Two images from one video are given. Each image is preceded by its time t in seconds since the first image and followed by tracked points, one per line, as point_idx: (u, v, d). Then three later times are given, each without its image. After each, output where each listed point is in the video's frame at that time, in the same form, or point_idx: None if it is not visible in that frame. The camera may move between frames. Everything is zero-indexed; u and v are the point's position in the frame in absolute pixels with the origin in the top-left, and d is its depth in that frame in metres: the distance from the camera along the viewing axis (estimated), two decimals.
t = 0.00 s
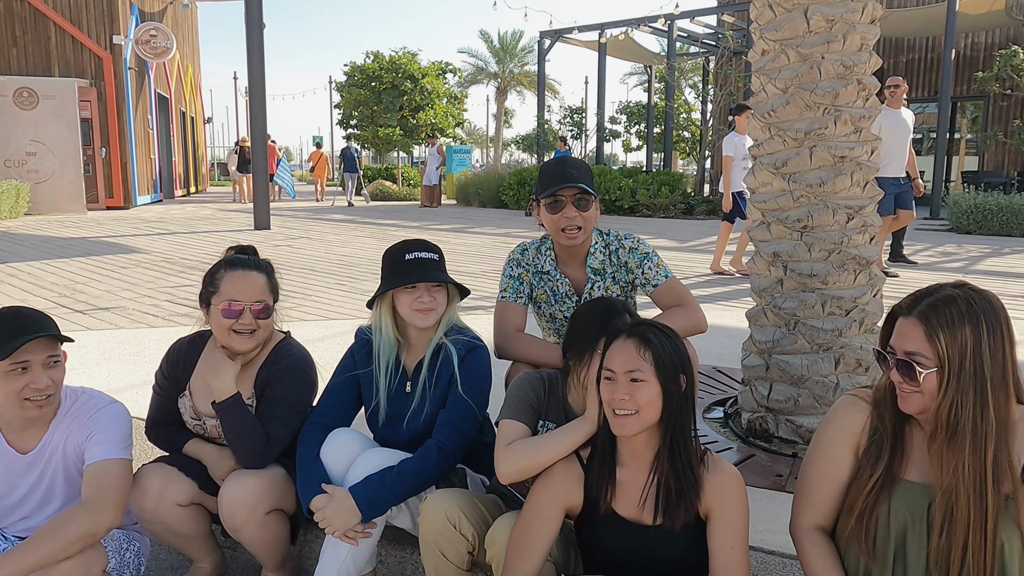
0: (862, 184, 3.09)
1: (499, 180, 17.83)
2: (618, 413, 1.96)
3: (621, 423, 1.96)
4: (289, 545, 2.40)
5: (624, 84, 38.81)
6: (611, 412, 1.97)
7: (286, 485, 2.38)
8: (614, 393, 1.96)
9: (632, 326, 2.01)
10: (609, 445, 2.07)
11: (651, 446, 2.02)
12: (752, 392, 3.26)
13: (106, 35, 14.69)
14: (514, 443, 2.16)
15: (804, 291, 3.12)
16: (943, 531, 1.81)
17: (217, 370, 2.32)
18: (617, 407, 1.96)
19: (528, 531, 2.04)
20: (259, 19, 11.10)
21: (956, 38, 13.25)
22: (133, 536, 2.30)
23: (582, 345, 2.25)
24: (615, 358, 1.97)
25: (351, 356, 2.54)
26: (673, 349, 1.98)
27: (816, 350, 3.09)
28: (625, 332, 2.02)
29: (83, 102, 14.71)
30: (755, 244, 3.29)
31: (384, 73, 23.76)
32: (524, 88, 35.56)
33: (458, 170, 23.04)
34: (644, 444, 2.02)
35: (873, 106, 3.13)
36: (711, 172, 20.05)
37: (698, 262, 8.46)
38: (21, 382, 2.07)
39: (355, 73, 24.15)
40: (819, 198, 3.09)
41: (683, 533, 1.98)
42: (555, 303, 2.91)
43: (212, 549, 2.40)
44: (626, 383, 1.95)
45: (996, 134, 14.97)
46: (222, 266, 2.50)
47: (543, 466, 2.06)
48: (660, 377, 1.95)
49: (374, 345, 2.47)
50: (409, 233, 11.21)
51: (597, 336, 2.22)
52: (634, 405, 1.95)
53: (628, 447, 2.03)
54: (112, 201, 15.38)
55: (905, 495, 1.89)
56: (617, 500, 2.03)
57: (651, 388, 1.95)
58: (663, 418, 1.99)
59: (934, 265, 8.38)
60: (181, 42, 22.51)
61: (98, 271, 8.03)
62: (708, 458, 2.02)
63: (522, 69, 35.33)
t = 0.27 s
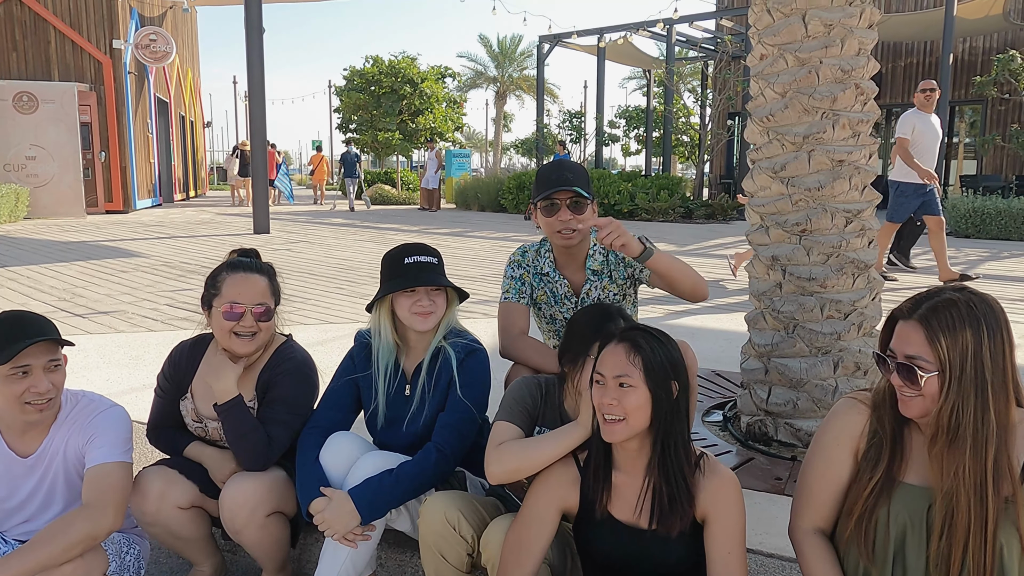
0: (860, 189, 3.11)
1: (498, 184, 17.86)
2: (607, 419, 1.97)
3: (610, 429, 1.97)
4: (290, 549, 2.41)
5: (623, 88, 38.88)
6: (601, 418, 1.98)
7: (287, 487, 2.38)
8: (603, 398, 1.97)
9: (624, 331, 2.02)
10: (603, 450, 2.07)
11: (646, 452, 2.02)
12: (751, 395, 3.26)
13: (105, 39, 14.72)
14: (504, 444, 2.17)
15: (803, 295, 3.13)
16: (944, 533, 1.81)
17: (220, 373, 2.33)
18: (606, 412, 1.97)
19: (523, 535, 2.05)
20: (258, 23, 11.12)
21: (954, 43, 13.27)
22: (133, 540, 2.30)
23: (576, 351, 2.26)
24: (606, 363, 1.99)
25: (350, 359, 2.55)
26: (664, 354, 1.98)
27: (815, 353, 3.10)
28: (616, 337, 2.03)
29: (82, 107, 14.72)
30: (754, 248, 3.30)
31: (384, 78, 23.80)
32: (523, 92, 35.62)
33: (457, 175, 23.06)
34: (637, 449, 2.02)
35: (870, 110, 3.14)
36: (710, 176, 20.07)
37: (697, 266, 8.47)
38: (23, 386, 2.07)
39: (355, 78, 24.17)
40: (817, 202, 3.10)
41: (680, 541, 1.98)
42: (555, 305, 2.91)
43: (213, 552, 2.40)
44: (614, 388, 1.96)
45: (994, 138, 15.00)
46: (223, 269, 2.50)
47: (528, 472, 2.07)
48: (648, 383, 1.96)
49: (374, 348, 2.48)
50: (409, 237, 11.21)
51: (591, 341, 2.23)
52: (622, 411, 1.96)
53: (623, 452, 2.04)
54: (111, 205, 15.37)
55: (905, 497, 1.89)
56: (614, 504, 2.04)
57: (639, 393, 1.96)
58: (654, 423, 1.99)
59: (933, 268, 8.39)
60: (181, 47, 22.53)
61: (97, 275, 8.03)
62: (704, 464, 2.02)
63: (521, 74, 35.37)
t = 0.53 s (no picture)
0: (857, 194, 3.12)
1: (497, 190, 17.87)
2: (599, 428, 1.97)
3: (601, 439, 1.98)
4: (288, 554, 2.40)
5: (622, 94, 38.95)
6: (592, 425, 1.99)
7: (286, 491, 2.38)
8: (594, 404, 1.99)
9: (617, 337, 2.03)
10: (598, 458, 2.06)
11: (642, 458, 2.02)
12: (749, 401, 3.27)
13: (105, 44, 14.76)
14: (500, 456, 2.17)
15: (800, 300, 3.13)
16: (941, 541, 1.83)
17: (218, 379, 2.33)
18: (597, 419, 1.98)
19: (520, 541, 2.05)
20: (258, 30, 11.15)
21: (951, 49, 13.31)
22: (131, 545, 2.30)
23: (565, 358, 2.26)
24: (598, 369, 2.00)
25: (348, 365, 2.56)
26: (656, 362, 1.97)
27: (813, 359, 3.10)
28: (610, 344, 2.04)
29: (82, 112, 14.75)
30: (751, 253, 3.30)
31: (383, 83, 23.85)
32: (523, 98, 35.70)
33: (457, 180, 23.09)
34: (632, 457, 2.02)
35: (867, 116, 3.16)
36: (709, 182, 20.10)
37: (696, 272, 8.47)
38: (21, 391, 2.07)
39: (354, 84, 24.22)
40: (814, 207, 3.10)
41: (678, 550, 1.98)
42: (553, 306, 2.92)
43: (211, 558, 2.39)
44: (605, 394, 1.97)
45: (992, 144, 15.03)
46: (223, 273, 2.51)
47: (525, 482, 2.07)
48: (638, 391, 1.95)
49: (372, 354, 2.48)
50: (408, 243, 11.22)
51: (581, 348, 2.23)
52: (613, 420, 1.96)
53: (619, 460, 2.03)
54: (111, 211, 15.37)
55: (902, 504, 1.90)
56: (611, 512, 2.03)
57: (628, 400, 1.95)
58: (644, 431, 1.98)
59: (932, 274, 8.40)
60: (181, 52, 22.59)
61: (96, 280, 8.04)
62: (701, 473, 2.01)
63: (520, 80, 35.45)
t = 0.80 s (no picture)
0: (855, 202, 3.12)
1: (496, 196, 17.90)
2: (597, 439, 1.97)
3: (599, 450, 1.98)
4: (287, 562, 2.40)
5: (621, 101, 39.06)
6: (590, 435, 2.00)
7: (284, 500, 2.38)
8: (592, 414, 1.99)
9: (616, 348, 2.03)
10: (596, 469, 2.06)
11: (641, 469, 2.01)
12: (748, 408, 3.27)
13: (106, 52, 14.80)
14: (495, 456, 2.18)
15: (799, 307, 3.14)
16: (941, 554, 1.82)
17: (217, 387, 2.33)
18: (595, 430, 1.99)
19: (519, 549, 2.05)
20: (258, 37, 11.19)
21: (949, 57, 13.33)
22: (129, 553, 2.29)
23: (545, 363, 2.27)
24: (599, 380, 2.00)
25: (347, 373, 2.55)
26: (656, 372, 1.97)
27: (812, 366, 3.10)
28: (609, 355, 2.04)
29: (82, 119, 14.77)
30: (749, 261, 3.31)
31: (383, 91, 23.90)
32: (522, 105, 35.77)
33: (456, 187, 23.12)
34: (631, 468, 2.01)
35: (865, 125, 3.17)
36: (708, 189, 20.13)
37: (695, 279, 8.48)
38: (20, 400, 2.07)
39: (354, 91, 24.27)
40: (813, 215, 3.11)
41: (678, 562, 1.98)
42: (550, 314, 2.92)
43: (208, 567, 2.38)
44: (604, 405, 1.97)
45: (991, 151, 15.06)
46: (221, 280, 2.51)
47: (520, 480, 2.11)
48: (637, 404, 1.95)
49: (370, 361, 2.48)
50: (408, 250, 11.23)
51: (561, 352, 2.23)
52: (611, 431, 1.96)
53: (618, 471, 2.02)
54: (111, 218, 15.37)
55: (901, 515, 1.90)
56: (611, 522, 2.03)
57: (626, 413, 1.95)
58: (643, 443, 1.97)
59: (931, 281, 8.41)
60: (181, 60, 22.65)
61: (96, 287, 8.04)
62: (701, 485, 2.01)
63: (520, 87, 35.54)
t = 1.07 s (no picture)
0: (854, 211, 3.13)
1: (496, 202, 17.91)
2: (608, 444, 1.98)
3: (609, 454, 1.98)
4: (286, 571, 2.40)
5: (621, 107, 39.15)
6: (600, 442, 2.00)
7: (284, 510, 2.37)
8: (606, 422, 1.99)
9: (628, 357, 2.04)
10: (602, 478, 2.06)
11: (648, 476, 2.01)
12: (748, 416, 3.27)
13: (107, 58, 14.83)
14: (472, 459, 2.20)
15: (799, 316, 3.13)
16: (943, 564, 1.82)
17: (215, 396, 2.32)
18: (607, 437, 1.99)
19: (520, 552, 2.06)
20: (259, 44, 11.21)
21: (948, 63, 13.35)
22: (128, 563, 2.29)
23: (503, 366, 2.29)
24: (613, 388, 2.00)
25: (347, 382, 2.55)
26: (670, 380, 1.99)
27: (812, 374, 3.10)
28: (623, 363, 2.04)
29: (83, 125, 14.78)
30: (749, 269, 3.31)
31: (383, 96, 23.94)
32: (522, 111, 35.83)
33: (456, 193, 23.15)
34: (637, 478, 2.01)
35: (865, 133, 3.17)
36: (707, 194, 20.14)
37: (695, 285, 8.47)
38: (20, 409, 2.07)
39: (354, 97, 24.31)
40: (813, 223, 3.11)
41: (684, 573, 1.96)
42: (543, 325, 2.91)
43: None
44: (618, 413, 1.98)
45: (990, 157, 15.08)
46: (220, 289, 2.51)
47: (486, 484, 2.15)
48: (653, 410, 1.96)
49: (370, 369, 2.48)
50: (407, 255, 11.23)
51: (515, 357, 2.25)
52: (623, 436, 1.96)
53: (624, 479, 2.03)
54: (110, 223, 15.37)
55: (902, 526, 1.90)
56: (615, 528, 2.02)
57: (641, 421, 1.96)
58: (655, 451, 1.97)
59: (930, 287, 8.41)
60: (182, 65, 22.69)
61: (95, 293, 8.04)
62: (705, 492, 2.01)
63: (520, 92, 35.60)
